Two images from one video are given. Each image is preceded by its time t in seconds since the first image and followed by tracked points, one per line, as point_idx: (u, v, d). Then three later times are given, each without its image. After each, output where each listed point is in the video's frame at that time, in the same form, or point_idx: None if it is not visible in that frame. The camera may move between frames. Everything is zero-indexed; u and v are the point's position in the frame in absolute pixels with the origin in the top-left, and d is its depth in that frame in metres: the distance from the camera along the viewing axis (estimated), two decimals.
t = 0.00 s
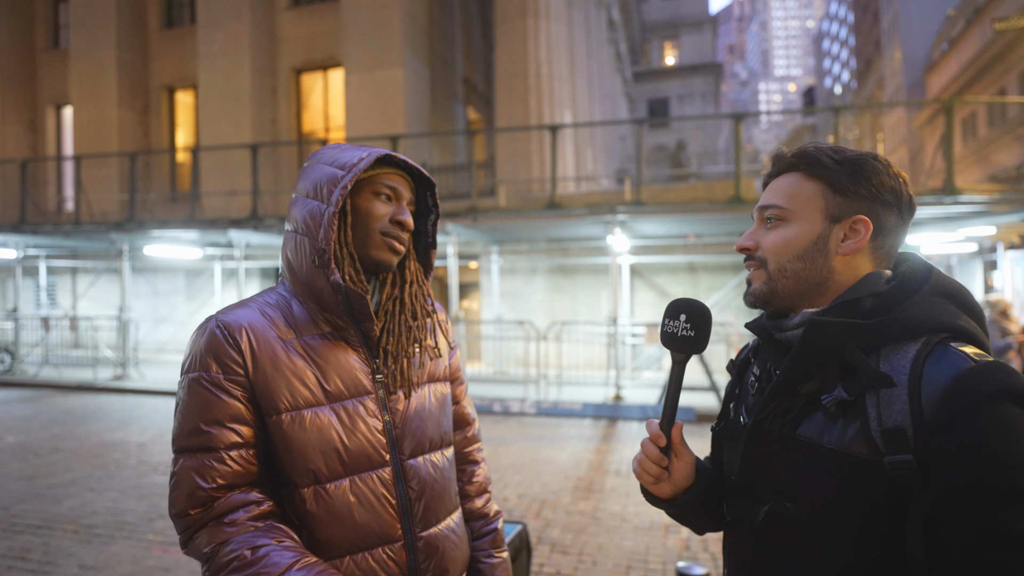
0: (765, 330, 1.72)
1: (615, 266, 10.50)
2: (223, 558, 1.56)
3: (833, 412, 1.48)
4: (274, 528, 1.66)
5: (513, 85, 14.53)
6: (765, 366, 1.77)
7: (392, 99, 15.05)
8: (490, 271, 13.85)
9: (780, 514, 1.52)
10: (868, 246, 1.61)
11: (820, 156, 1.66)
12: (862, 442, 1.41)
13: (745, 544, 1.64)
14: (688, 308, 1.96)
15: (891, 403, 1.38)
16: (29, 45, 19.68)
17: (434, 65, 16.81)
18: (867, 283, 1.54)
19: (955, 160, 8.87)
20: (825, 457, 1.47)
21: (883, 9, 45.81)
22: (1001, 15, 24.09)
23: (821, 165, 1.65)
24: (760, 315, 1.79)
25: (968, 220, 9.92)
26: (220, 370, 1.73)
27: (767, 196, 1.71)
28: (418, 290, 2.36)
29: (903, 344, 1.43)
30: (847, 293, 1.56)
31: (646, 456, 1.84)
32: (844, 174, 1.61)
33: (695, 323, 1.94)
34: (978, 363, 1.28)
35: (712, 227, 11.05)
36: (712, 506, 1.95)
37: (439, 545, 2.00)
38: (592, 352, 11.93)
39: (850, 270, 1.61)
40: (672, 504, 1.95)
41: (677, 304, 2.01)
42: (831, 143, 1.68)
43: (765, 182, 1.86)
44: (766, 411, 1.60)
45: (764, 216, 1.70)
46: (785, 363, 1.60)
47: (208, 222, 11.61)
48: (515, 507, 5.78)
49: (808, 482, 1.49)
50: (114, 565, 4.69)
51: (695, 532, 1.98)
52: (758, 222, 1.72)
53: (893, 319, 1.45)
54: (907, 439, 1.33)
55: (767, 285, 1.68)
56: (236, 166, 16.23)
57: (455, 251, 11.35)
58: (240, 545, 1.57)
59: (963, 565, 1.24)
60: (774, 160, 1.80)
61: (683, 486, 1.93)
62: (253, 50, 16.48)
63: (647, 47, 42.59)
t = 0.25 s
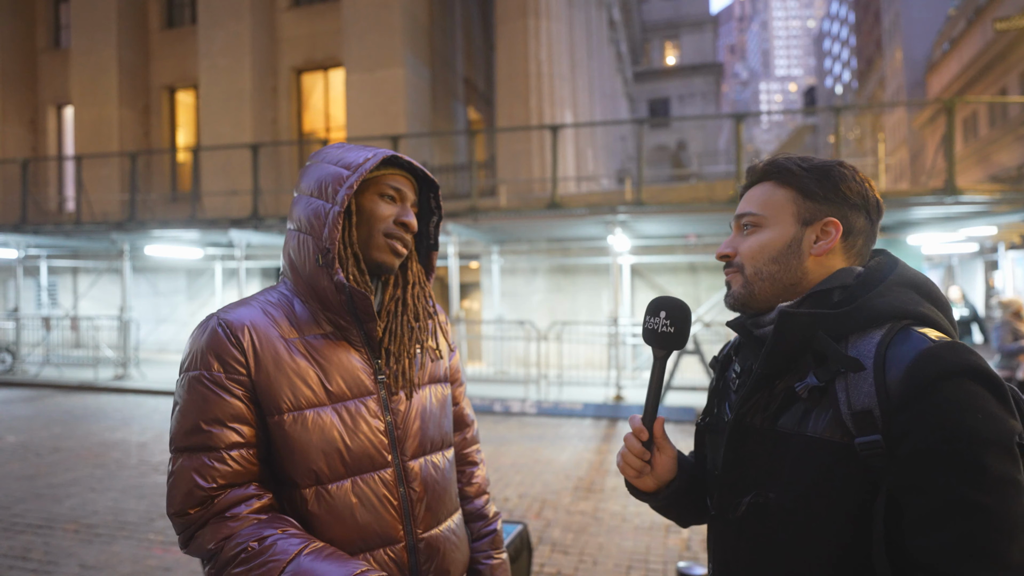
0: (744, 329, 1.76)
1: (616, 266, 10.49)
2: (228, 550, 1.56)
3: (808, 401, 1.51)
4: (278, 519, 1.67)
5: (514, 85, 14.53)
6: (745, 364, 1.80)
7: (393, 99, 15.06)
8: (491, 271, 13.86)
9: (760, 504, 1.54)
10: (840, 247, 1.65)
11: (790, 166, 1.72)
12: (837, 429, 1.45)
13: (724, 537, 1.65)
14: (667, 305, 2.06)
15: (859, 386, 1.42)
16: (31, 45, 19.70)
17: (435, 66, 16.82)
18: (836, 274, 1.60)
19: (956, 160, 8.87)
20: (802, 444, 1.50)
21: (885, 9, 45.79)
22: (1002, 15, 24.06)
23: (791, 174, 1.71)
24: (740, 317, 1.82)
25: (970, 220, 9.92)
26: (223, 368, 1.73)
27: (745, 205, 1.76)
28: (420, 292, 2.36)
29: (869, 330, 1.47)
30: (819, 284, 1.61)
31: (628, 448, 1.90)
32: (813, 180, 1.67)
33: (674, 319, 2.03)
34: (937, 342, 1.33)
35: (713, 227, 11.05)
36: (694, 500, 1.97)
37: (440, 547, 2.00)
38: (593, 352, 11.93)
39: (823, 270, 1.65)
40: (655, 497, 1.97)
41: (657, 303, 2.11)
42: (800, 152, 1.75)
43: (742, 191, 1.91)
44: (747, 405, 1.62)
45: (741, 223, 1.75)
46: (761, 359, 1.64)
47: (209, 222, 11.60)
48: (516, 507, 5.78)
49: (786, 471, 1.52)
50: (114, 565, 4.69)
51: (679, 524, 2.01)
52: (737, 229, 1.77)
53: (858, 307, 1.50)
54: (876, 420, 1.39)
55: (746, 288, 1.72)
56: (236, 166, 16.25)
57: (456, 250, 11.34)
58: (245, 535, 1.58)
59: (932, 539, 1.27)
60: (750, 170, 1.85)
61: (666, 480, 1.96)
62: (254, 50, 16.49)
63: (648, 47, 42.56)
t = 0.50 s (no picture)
0: (730, 326, 1.78)
1: (616, 265, 10.49)
2: (234, 569, 1.61)
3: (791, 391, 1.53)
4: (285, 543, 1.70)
5: (515, 85, 14.55)
6: (731, 360, 1.82)
7: (393, 99, 15.06)
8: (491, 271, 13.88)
9: (751, 498, 1.56)
10: (824, 245, 1.67)
11: (776, 168, 1.73)
12: (820, 418, 1.47)
13: (719, 532, 1.66)
14: (648, 304, 2.07)
15: (838, 374, 1.44)
16: (31, 45, 19.73)
17: (435, 65, 16.83)
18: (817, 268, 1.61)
19: (956, 159, 8.88)
20: (788, 436, 1.51)
21: (885, 8, 45.80)
22: (1002, 14, 24.06)
23: (776, 174, 1.72)
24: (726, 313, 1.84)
25: (970, 219, 9.93)
26: (223, 366, 1.76)
27: (732, 203, 1.76)
28: (416, 283, 2.37)
29: (848, 321, 1.49)
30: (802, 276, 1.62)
31: (617, 446, 1.92)
32: (798, 181, 1.68)
33: (656, 319, 2.04)
34: (911, 329, 1.36)
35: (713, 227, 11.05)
36: (682, 497, 2.00)
37: (439, 543, 2.02)
38: (593, 351, 11.94)
39: (806, 266, 1.67)
40: (645, 495, 1.98)
41: (639, 302, 2.12)
42: (784, 155, 1.76)
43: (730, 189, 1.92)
44: (734, 401, 1.64)
45: (728, 222, 1.76)
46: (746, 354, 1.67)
47: (210, 222, 11.61)
48: (516, 506, 5.80)
49: (773, 464, 1.53)
50: (115, 565, 4.70)
51: (669, 523, 2.04)
52: (723, 229, 1.77)
53: (835, 300, 1.52)
54: (856, 409, 1.40)
55: (733, 287, 1.73)
56: (237, 166, 16.27)
57: (457, 250, 11.35)
58: (252, 560, 1.62)
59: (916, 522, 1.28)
60: (738, 168, 1.85)
61: (655, 478, 1.97)
62: (254, 50, 16.50)
63: (648, 47, 42.56)
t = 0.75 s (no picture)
0: (722, 327, 1.77)
1: (616, 265, 10.49)
2: None
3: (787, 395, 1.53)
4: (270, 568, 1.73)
5: (515, 84, 14.54)
6: (725, 363, 1.82)
7: (393, 99, 15.07)
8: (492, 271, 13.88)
9: (748, 500, 1.56)
10: (816, 249, 1.67)
11: (769, 166, 1.71)
12: (814, 420, 1.47)
13: (714, 533, 1.66)
14: (645, 305, 2.07)
15: (834, 378, 1.45)
16: (32, 45, 19.75)
17: (436, 65, 16.83)
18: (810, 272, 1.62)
19: (956, 159, 8.86)
20: (782, 438, 1.52)
21: (885, 8, 45.75)
22: (1004, 14, 24.00)
23: (770, 173, 1.69)
24: (719, 314, 1.84)
25: (971, 218, 9.92)
26: (223, 377, 1.78)
27: (722, 204, 1.75)
28: (410, 281, 2.36)
29: (842, 325, 1.51)
30: (794, 281, 1.63)
31: (612, 447, 1.92)
32: (791, 182, 1.66)
33: (652, 320, 2.04)
34: (905, 332, 1.37)
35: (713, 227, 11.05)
36: (678, 498, 1.99)
37: (441, 541, 2.02)
38: (594, 351, 11.94)
39: (798, 269, 1.68)
40: (639, 497, 1.97)
41: (636, 303, 2.11)
42: (778, 151, 1.73)
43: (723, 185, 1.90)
44: (728, 404, 1.64)
45: (719, 221, 1.75)
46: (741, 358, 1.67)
47: (211, 221, 11.62)
48: (517, 506, 5.80)
49: (769, 465, 1.54)
50: (117, 564, 4.70)
51: (664, 525, 2.04)
52: (714, 228, 1.76)
53: (829, 304, 1.53)
54: (851, 411, 1.40)
55: (724, 290, 1.72)
56: (238, 166, 16.28)
57: (457, 250, 11.34)
58: None
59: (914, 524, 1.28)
60: (728, 166, 1.83)
61: (650, 479, 1.97)
62: (255, 49, 16.50)
63: (649, 46, 42.53)
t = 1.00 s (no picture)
0: (724, 328, 1.76)
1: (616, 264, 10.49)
2: None
3: (793, 402, 1.52)
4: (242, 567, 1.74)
5: (515, 84, 14.54)
6: (726, 365, 1.81)
7: (393, 99, 15.08)
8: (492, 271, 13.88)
9: (751, 505, 1.56)
10: (818, 252, 1.67)
11: (771, 164, 1.69)
12: (822, 428, 1.46)
13: (716, 537, 1.66)
14: (647, 304, 2.06)
15: (846, 390, 1.43)
16: (32, 45, 19.76)
17: (436, 65, 16.83)
18: (816, 280, 1.62)
19: (957, 158, 8.86)
20: (787, 445, 1.51)
21: (886, 8, 45.72)
22: (1005, 13, 23.98)
23: (772, 172, 1.68)
24: (719, 314, 1.84)
25: (972, 218, 9.92)
26: (218, 377, 1.78)
27: (721, 202, 1.75)
28: (409, 280, 2.36)
29: (853, 335, 1.49)
30: (801, 289, 1.62)
31: (609, 446, 1.92)
32: (793, 182, 1.65)
33: (653, 319, 2.04)
34: (923, 346, 1.36)
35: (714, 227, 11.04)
36: (672, 498, 1.99)
37: (443, 537, 2.03)
38: (594, 351, 11.94)
39: (801, 272, 1.67)
40: (637, 496, 1.97)
41: (638, 301, 2.11)
42: (778, 149, 1.72)
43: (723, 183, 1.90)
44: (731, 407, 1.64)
45: (718, 222, 1.74)
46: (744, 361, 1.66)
47: (211, 221, 11.62)
48: (517, 506, 5.80)
49: (775, 473, 1.53)
50: (117, 564, 4.71)
51: (662, 524, 2.04)
52: (713, 228, 1.76)
53: (842, 310, 1.51)
54: (863, 423, 1.38)
55: (723, 291, 1.73)
56: (238, 166, 16.30)
57: (457, 250, 11.33)
58: None
59: (931, 538, 1.29)
60: (727, 162, 1.83)
61: (647, 478, 1.96)
62: (256, 49, 16.51)
63: (649, 46, 42.53)
